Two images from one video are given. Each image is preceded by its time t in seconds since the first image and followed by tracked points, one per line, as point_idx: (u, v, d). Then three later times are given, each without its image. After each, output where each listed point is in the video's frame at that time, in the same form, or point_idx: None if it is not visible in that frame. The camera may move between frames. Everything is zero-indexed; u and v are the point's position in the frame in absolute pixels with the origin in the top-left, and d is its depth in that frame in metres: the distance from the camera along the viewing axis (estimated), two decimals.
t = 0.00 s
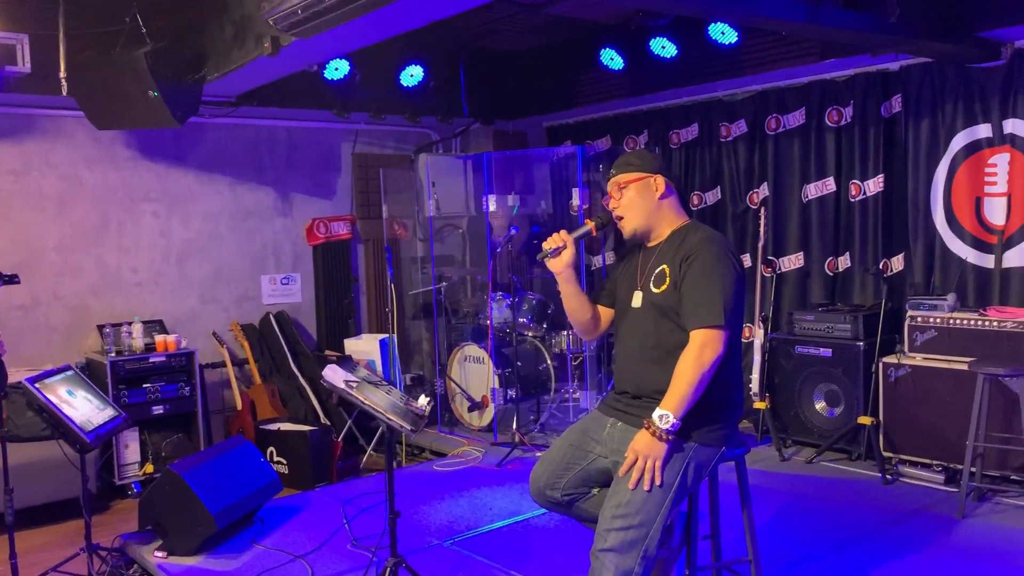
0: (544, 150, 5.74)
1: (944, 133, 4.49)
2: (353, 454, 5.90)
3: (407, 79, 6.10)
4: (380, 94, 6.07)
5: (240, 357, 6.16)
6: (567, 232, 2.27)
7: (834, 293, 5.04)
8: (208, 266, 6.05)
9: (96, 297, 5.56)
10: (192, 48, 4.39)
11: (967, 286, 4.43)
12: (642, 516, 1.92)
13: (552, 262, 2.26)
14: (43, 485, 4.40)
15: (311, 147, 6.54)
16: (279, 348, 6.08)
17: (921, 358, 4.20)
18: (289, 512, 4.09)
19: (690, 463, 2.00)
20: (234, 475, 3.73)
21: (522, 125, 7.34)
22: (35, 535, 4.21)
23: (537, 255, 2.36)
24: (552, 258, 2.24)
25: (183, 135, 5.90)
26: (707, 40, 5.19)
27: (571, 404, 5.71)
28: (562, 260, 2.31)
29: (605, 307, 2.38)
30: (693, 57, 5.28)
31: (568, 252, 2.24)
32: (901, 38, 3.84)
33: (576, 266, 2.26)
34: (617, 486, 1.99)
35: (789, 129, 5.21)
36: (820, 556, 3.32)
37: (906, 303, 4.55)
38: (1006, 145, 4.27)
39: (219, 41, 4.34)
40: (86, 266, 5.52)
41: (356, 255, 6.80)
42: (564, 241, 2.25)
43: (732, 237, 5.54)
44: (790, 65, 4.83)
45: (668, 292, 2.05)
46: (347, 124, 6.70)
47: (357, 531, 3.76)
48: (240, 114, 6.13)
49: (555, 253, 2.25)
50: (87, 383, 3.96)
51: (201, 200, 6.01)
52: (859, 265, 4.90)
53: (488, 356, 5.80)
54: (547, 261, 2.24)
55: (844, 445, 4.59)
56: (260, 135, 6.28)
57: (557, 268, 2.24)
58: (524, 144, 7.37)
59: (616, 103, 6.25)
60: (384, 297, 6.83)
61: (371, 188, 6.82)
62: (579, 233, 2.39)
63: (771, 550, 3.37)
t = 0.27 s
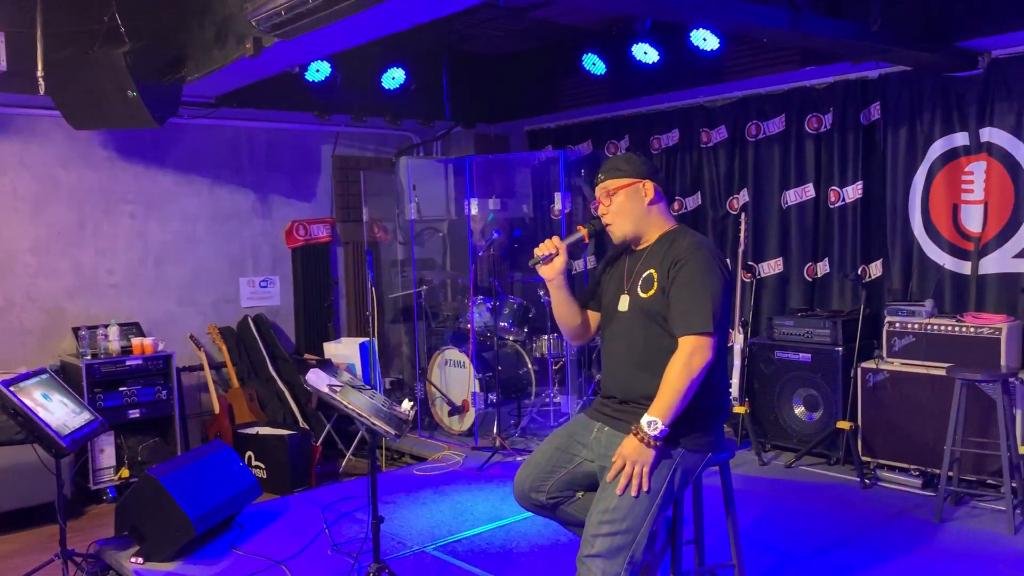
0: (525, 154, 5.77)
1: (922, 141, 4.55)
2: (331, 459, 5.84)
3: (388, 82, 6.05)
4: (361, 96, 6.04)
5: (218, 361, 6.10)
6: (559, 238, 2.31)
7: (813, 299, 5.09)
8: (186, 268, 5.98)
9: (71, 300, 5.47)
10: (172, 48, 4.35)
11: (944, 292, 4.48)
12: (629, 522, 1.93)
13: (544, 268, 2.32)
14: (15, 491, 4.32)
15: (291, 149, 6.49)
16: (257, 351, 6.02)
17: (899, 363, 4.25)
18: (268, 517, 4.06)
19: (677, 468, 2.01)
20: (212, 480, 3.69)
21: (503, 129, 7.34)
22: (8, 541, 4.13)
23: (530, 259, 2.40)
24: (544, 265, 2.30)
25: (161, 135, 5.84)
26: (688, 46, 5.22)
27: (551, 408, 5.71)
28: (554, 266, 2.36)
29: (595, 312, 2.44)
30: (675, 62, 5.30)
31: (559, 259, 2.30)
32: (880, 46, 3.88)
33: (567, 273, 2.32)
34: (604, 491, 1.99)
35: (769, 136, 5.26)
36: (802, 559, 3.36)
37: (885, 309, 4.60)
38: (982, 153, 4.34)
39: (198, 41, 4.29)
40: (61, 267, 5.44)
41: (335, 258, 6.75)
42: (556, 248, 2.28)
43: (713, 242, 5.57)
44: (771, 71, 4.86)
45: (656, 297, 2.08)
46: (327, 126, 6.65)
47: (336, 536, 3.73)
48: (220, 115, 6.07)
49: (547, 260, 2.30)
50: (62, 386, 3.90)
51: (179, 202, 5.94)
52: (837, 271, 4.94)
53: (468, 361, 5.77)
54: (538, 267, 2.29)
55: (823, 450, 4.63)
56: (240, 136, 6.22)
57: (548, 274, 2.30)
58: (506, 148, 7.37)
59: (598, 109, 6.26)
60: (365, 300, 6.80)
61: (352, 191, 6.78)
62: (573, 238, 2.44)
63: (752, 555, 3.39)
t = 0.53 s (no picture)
0: (510, 154, 5.77)
1: (902, 143, 4.61)
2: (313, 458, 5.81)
3: (372, 79, 6.04)
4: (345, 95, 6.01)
5: (198, 359, 6.05)
6: (545, 239, 2.32)
7: (794, 298, 5.14)
8: (167, 266, 5.92)
9: (50, 298, 5.41)
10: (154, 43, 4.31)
11: (923, 292, 4.55)
12: (617, 519, 2.03)
13: (530, 268, 2.33)
14: None
15: (273, 147, 6.44)
16: (239, 350, 5.99)
17: (879, 362, 4.30)
18: (252, 515, 4.05)
19: (665, 466, 2.08)
20: (194, 480, 3.68)
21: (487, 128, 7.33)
22: None
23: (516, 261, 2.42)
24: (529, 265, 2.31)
25: (141, 132, 5.77)
26: (672, 47, 5.24)
27: (535, 407, 5.74)
28: (541, 266, 2.38)
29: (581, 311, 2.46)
30: (659, 63, 5.32)
31: (545, 259, 2.31)
32: (862, 49, 3.93)
33: (553, 273, 2.34)
34: (592, 490, 2.08)
35: (752, 137, 5.30)
36: (784, 556, 3.40)
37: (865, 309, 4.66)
38: (961, 155, 4.40)
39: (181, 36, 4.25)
40: (40, 265, 5.37)
41: (318, 256, 6.70)
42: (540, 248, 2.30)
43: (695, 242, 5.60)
44: (753, 73, 4.90)
45: (652, 298, 2.14)
46: (310, 124, 6.61)
47: (320, 535, 3.72)
48: (201, 112, 6.02)
49: (532, 259, 2.31)
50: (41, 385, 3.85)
51: (160, 199, 5.89)
52: (818, 271, 4.99)
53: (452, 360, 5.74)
54: (524, 267, 2.31)
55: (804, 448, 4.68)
56: (222, 134, 6.17)
57: (534, 274, 2.32)
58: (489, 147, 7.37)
59: (581, 109, 6.26)
60: (347, 299, 6.77)
61: (334, 189, 6.74)
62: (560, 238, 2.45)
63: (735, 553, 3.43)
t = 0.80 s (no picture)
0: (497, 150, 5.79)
1: (886, 142, 4.68)
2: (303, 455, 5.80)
3: (360, 76, 5.96)
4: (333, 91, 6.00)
5: (186, 356, 6.01)
6: (546, 227, 2.41)
7: (779, 295, 5.19)
8: (153, 263, 5.89)
9: (35, 294, 5.38)
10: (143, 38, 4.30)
11: (906, 288, 4.61)
12: (613, 511, 2.11)
13: (530, 255, 2.41)
14: None
15: (260, 143, 6.42)
16: (225, 346, 5.96)
17: (863, 357, 4.36)
18: (242, 511, 4.06)
19: (659, 459, 2.16)
20: (185, 476, 3.70)
21: (474, 125, 7.33)
22: None
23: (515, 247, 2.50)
24: (530, 252, 2.40)
25: (127, 128, 5.74)
26: (660, 45, 5.27)
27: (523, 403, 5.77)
28: (540, 254, 2.45)
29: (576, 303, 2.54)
30: (647, 61, 5.35)
31: (545, 246, 2.39)
32: (848, 49, 3.98)
33: (552, 262, 2.42)
34: (587, 483, 2.17)
35: (738, 135, 5.34)
36: (772, 551, 3.46)
37: (849, 305, 4.72)
38: (944, 153, 4.47)
39: (170, 32, 4.23)
40: (25, 261, 5.34)
41: (304, 252, 6.67)
42: (542, 235, 2.39)
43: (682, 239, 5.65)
44: (739, 71, 4.95)
45: (647, 289, 2.29)
46: (296, 120, 6.58)
47: (312, 530, 3.75)
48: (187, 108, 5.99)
49: (533, 246, 2.39)
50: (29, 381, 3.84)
51: (147, 195, 5.85)
52: (803, 268, 5.05)
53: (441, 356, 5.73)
54: (524, 254, 2.39)
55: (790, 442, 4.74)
56: (208, 129, 6.14)
57: (534, 261, 2.40)
58: (476, 144, 7.37)
59: (569, 106, 6.28)
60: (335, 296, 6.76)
61: (321, 185, 6.72)
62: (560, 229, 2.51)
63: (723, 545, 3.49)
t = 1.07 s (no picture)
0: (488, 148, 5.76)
1: (875, 141, 4.74)
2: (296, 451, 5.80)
3: (351, 73, 6.03)
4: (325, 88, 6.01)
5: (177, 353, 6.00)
6: (554, 224, 2.50)
7: (768, 292, 5.24)
8: (145, 259, 5.88)
9: (26, 291, 5.36)
10: (137, 35, 4.29)
11: (894, 286, 4.68)
12: (613, 505, 2.19)
13: (537, 251, 2.51)
14: None
15: (251, 140, 6.41)
16: (218, 343, 5.96)
17: (853, 354, 4.42)
18: (237, 508, 4.08)
19: (658, 454, 2.25)
20: (180, 472, 3.72)
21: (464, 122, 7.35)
22: None
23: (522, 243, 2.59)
24: (537, 248, 2.49)
25: (118, 124, 5.72)
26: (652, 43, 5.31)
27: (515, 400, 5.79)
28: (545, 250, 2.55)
29: (578, 300, 2.68)
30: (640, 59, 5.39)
31: (553, 243, 2.49)
32: (837, 49, 4.03)
33: (558, 258, 2.52)
34: (587, 478, 2.25)
35: (728, 133, 5.39)
36: (764, 549, 3.53)
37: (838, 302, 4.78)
38: (931, 153, 4.53)
39: (165, 29, 4.23)
40: (16, 258, 5.32)
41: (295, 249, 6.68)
42: (550, 232, 2.48)
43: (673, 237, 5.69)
44: (728, 71, 5.01)
45: (653, 289, 2.37)
46: (287, 116, 6.58)
47: (308, 526, 3.78)
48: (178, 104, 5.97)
49: (540, 242, 2.50)
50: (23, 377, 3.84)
51: (138, 191, 5.84)
52: (792, 265, 5.10)
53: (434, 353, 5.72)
54: (532, 250, 2.49)
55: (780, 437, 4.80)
56: (199, 126, 6.12)
57: (541, 257, 2.50)
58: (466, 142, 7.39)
59: (560, 105, 6.32)
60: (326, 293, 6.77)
61: (311, 182, 6.72)
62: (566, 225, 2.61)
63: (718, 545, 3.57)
